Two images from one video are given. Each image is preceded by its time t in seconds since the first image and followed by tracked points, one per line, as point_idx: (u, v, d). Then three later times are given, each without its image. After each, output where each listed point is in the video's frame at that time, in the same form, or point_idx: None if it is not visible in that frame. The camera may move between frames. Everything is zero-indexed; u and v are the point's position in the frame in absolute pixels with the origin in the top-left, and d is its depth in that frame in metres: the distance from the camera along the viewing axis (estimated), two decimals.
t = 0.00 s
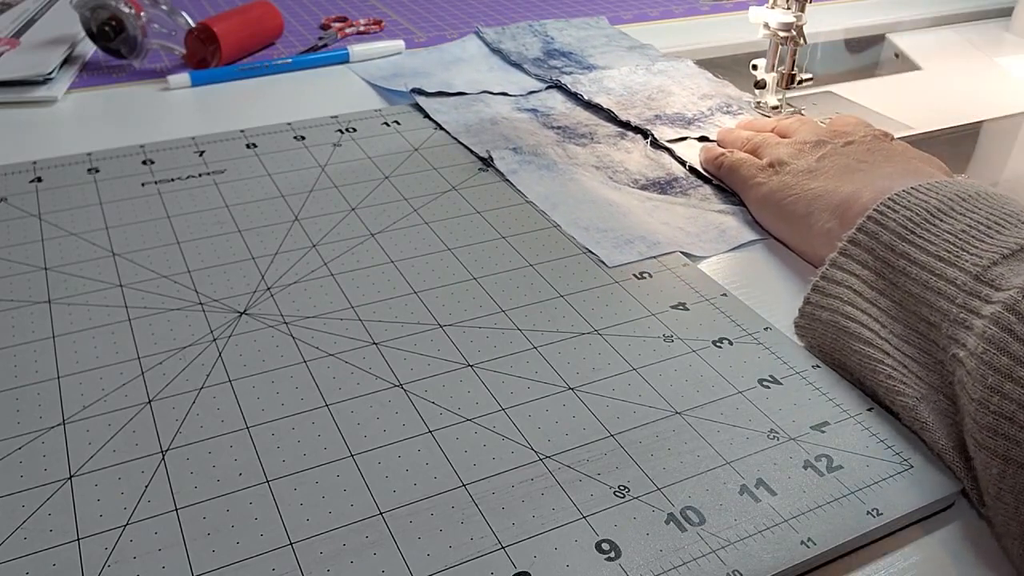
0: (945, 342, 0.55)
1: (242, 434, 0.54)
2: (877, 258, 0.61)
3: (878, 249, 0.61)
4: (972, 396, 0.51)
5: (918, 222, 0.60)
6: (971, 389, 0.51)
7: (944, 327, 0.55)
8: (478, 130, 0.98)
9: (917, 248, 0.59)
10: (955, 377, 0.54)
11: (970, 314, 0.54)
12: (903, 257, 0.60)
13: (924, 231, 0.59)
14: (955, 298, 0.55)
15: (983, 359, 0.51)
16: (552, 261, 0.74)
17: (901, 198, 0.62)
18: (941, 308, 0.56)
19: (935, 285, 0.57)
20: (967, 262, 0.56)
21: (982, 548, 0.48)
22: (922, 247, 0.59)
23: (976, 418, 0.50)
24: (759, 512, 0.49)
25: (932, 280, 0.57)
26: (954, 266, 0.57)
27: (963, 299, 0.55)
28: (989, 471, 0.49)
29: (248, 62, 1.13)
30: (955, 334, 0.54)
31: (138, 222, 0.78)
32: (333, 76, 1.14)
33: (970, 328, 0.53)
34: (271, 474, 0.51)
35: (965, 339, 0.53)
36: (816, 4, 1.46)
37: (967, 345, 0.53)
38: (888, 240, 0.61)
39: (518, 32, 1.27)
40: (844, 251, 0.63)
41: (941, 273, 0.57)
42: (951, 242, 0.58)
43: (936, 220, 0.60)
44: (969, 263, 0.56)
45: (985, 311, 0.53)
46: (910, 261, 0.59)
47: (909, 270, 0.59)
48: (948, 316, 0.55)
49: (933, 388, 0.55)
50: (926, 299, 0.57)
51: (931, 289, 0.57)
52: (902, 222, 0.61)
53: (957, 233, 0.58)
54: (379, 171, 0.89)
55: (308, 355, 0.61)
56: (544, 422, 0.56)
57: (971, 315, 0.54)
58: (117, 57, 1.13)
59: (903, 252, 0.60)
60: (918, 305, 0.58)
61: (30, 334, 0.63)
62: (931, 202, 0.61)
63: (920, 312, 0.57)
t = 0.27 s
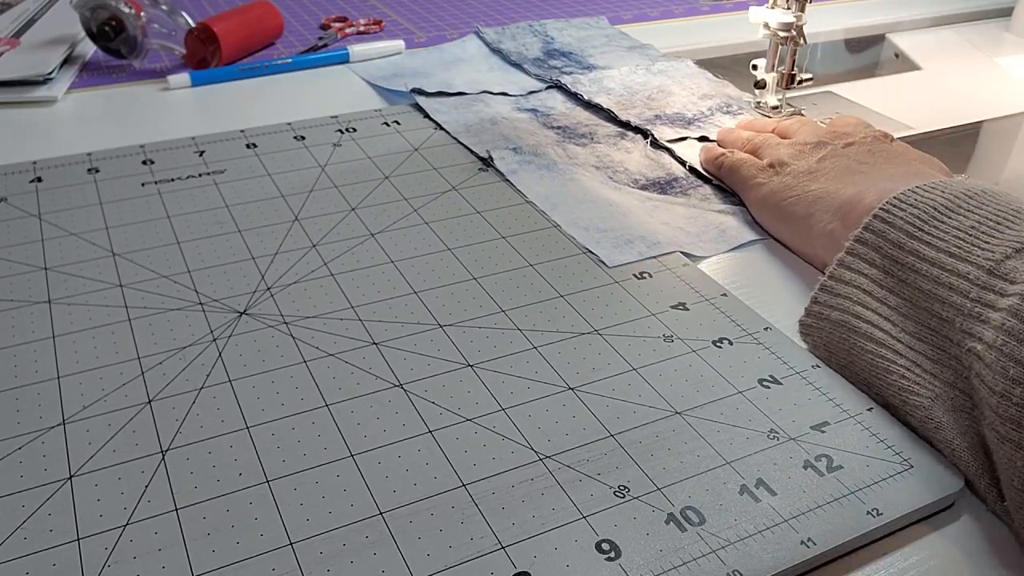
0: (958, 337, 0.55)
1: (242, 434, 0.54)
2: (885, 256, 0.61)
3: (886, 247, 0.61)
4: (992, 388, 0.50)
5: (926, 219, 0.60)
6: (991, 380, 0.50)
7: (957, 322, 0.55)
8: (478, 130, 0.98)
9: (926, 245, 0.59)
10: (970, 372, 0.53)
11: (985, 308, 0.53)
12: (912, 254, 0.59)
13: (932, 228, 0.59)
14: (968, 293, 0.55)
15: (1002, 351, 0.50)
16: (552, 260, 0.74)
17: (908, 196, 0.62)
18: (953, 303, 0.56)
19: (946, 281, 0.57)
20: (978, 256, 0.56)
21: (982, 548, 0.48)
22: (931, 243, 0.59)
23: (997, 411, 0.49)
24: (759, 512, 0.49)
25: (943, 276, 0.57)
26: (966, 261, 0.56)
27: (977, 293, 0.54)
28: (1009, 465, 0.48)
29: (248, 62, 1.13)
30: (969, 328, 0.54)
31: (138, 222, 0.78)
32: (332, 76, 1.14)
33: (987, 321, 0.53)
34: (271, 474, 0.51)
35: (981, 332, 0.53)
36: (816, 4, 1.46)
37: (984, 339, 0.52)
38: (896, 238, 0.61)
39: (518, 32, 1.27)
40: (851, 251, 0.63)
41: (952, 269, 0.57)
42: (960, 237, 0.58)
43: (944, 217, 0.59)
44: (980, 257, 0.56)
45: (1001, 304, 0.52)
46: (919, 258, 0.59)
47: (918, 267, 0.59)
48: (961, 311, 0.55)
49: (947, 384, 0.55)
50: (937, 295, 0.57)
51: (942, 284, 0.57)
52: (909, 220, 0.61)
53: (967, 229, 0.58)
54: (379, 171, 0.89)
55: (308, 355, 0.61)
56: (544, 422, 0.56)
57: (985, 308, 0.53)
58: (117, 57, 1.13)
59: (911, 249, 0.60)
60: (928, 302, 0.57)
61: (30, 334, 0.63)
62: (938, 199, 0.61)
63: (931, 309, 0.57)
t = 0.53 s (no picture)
0: (972, 331, 0.55)
1: (242, 434, 0.54)
2: (892, 255, 0.61)
3: (893, 246, 0.61)
4: (1018, 380, 0.50)
5: (930, 215, 0.60)
6: (1015, 373, 0.50)
7: (971, 315, 0.55)
8: (478, 130, 0.98)
9: (933, 241, 0.59)
10: (988, 366, 0.53)
11: (1000, 300, 0.53)
12: (919, 250, 0.59)
13: (937, 223, 0.59)
14: (980, 286, 0.55)
15: None
16: (552, 260, 0.74)
17: (912, 194, 0.62)
18: (965, 296, 0.56)
19: (956, 275, 0.57)
20: (987, 249, 0.56)
21: (981, 548, 0.48)
22: (938, 239, 0.59)
23: None
24: (759, 512, 0.49)
25: (953, 271, 0.57)
26: (975, 255, 0.56)
27: (990, 286, 0.54)
28: None
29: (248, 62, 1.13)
30: (983, 322, 0.54)
31: (137, 222, 0.78)
32: (332, 76, 1.14)
33: (1003, 313, 0.53)
34: (271, 474, 0.51)
35: (998, 325, 0.53)
36: (816, 4, 1.46)
37: (1003, 331, 0.52)
38: (902, 236, 0.61)
39: (518, 32, 1.27)
40: (859, 252, 0.63)
41: (961, 263, 0.57)
42: (968, 231, 0.58)
43: (949, 212, 0.60)
44: (990, 250, 0.56)
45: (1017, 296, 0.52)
46: (927, 254, 0.59)
47: (927, 263, 0.59)
48: (974, 304, 0.55)
49: (967, 379, 0.55)
50: (949, 290, 0.57)
51: (952, 279, 0.57)
52: (914, 217, 0.61)
53: (973, 223, 0.58)
54: (379, 171, 0.89)
55: (308, 355, 0.61)
56: (544, 422, 0.56)
57: (1000, 301, 0.53)
58: (117, 57, 1.13)
59: (919, 246, 0.60)
60: (940, 298, 0.58)
61: (30, 334, 0.63)
62: (941, 196, 0.61)
63: (943, 304, 0.57)
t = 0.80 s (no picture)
0: (981, 330, 0.55)
1: (242, 434, 0.54)
2: (897, 254, 0.61)
3: (898, 245, 0.61)
4: None
5: (934, 214, 0.60)
6: None
7: (980, 314, 0.55)
8: (478, 130, 0.98)
9: (938, 240, 0.59)
10: (999, 364, 0.53)
11: (1010, 299, 0.53)
12: (924, 250, 0.59)
13: (941, 223, 0.59)
14: (989, 285, 0.55)
15: None
16: (552, 260, 0.74)
17: (914, 194, 0.62)
18: (973, 295, 0.56)
19: (963, 274, 0.57)
20: (994, 248, 0.56)
21: (982, 548, 0.48)
22: (943, 238, 0.59)
23: None
24: (759, 512, 0.49)
25: (959, 270, 0.57)
26: (982, 254, 0.56)
27: (999, 285, 0.54)
28: None
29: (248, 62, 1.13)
30: (993, 320, 0.54)
31: (137, 222, 0.78)
32: (332, 77, 1.14)
33: (1013, 312, 0.53)
34: (271, 474, 0.51)
35: (1009, 323, 0.53)
36: (816, 4, 1.46)
37: (1014, 330, 0.52)
38: (906, 235, 0.61)
39: (518, 32, 1.27)
40: (863, 252, 0.63)
41: (968, 262, 0.57)
42: (973, 231, 0.58)
43: (953, 212, 0.60)
44: (997, 249, 0.56)
45: None
46: (932, 253, 0.59)
47: (932, 262, 0.59)
48: (983, 302, 0.55)
49: (978, 378, 0.55)
50: (955, 289, 0.57)
51: (959, 278, 0.57)
52: (918, 216, 0.61)
53: (978, 222, 0.58)
54: (379, 171, 0.89)
55: (308, 355, 0.61)
56: (544, 422, 0.56)
57: (1010, 299, 0.53)
58: (117, 57, 1.13)
59: (923, 245, 0.60)
60: (946, 296, 0.57)
61: (30, 334, 0.63)
62: (945, 195, 0.61)
63: (950, 304, 0.57)
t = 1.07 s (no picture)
0: (981, 331, 0.55)
1: (242, 434, 0.54)
2: (897, 255, 0.61)
3: (898, 246, 0.61)
4: None
5: (934, 215, 0.60)
6: None
7: (980, 315, 0.55)
8: (478, 130, 0.98)
9: (938, 241, 0.59)
10: (999, 365, 0.53)
11: (1011, 299, 0.53)
12: (925, 251, 0.59)
13: (942, 224, 0.60)
14: (989, 286, 0.55)
15: None
16: (552, 260, 0.74)
17: (914, 194, 0.62)
18: (974, 296, 0.56)
19: (964, 275, 0.57)
20: (994, 249, 0.56)
21: (982, 547, 0.48)
22: (943, 239, 0.59)
23: None
24: (759, 512, 0.49)
25: (960, 271, 0.57)
26: (982, 255, 0.57)
27: (999, 286, 0.55)
28: None
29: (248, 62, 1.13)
30: (993, 321, 0.54)
31: (138, 222, 0.78)
32: (332, 77, 1.14)
33: (1014, 313, 0.53)
34: (271, 474, 0.51)
35: (1009, 324, 0.53)
36: (816, 4, 1.46)
37: (1015, 331, 0.52)
38: (906, 236, 0.61)
39: (518, 32, 1.27)
40: (863, 252, 0.63)
41: (968, 263, 0.57)
42: (973, 232, 0.58)
43: (954, 212, 0.60)
44: (997, 250, 0.56)
45: None
46: (932, 254, 0.59)
47: (932, 263, 0.59)
48: (983, 304, 0.55)
49: (978, 378, 0.55)
50: (956, 290, 0.57)
51: (959, 279, 0.57)
52: (918, 217, 0.61)
53: (978, 223, 0.58)
54: (379, 171, 0.89)
55: (308, 355, 0.61)
56: (544, 422, 0.56)
57: (1011, 300, 0.54)
58: (117, 57, 1.13)
59: (924, 246, 0.60)
60: (947, 297, 0.57)
61: (30, 334, 0.63)
62: (945, 196, 0.61)
63: (950, 305, 0.57)
